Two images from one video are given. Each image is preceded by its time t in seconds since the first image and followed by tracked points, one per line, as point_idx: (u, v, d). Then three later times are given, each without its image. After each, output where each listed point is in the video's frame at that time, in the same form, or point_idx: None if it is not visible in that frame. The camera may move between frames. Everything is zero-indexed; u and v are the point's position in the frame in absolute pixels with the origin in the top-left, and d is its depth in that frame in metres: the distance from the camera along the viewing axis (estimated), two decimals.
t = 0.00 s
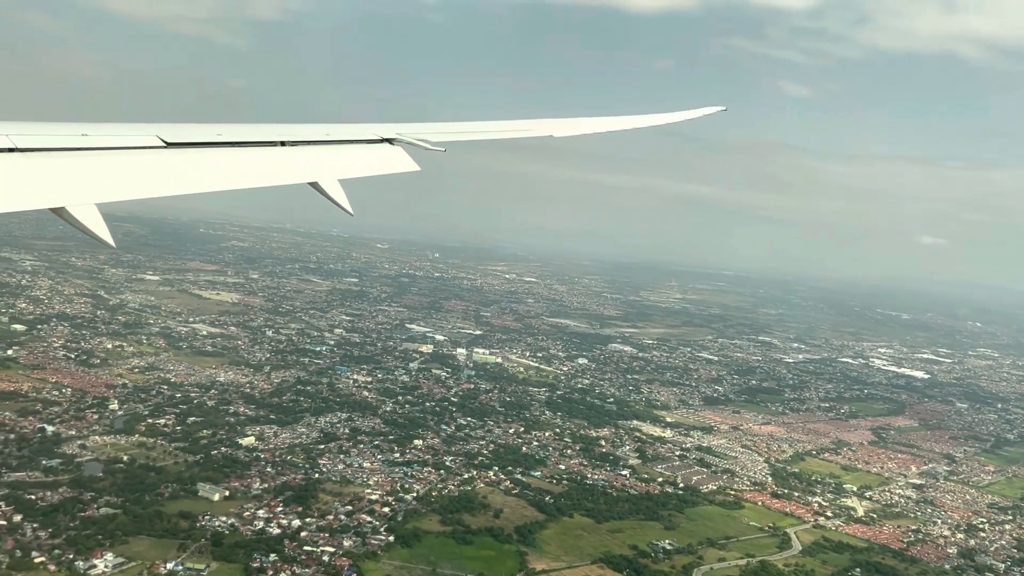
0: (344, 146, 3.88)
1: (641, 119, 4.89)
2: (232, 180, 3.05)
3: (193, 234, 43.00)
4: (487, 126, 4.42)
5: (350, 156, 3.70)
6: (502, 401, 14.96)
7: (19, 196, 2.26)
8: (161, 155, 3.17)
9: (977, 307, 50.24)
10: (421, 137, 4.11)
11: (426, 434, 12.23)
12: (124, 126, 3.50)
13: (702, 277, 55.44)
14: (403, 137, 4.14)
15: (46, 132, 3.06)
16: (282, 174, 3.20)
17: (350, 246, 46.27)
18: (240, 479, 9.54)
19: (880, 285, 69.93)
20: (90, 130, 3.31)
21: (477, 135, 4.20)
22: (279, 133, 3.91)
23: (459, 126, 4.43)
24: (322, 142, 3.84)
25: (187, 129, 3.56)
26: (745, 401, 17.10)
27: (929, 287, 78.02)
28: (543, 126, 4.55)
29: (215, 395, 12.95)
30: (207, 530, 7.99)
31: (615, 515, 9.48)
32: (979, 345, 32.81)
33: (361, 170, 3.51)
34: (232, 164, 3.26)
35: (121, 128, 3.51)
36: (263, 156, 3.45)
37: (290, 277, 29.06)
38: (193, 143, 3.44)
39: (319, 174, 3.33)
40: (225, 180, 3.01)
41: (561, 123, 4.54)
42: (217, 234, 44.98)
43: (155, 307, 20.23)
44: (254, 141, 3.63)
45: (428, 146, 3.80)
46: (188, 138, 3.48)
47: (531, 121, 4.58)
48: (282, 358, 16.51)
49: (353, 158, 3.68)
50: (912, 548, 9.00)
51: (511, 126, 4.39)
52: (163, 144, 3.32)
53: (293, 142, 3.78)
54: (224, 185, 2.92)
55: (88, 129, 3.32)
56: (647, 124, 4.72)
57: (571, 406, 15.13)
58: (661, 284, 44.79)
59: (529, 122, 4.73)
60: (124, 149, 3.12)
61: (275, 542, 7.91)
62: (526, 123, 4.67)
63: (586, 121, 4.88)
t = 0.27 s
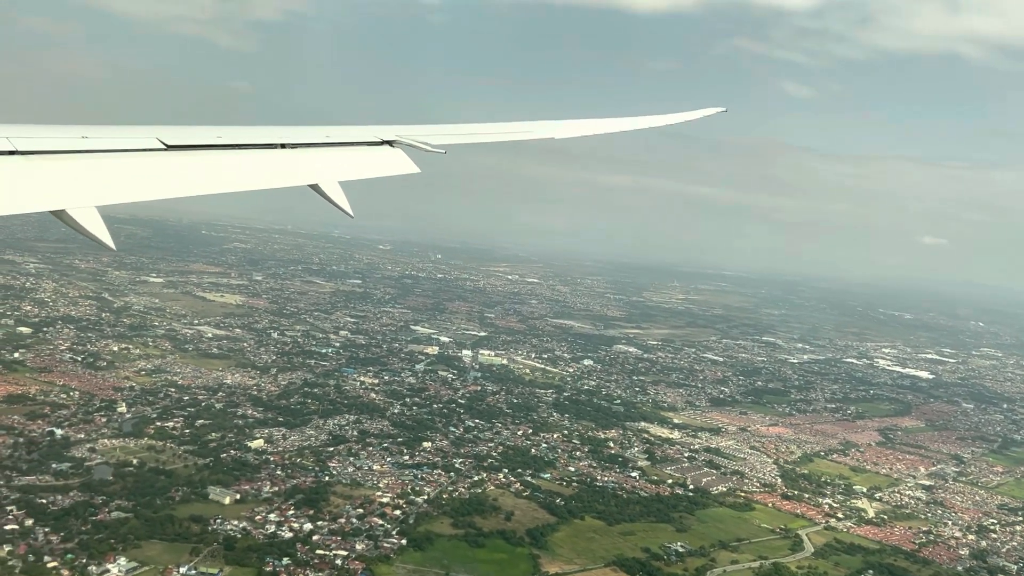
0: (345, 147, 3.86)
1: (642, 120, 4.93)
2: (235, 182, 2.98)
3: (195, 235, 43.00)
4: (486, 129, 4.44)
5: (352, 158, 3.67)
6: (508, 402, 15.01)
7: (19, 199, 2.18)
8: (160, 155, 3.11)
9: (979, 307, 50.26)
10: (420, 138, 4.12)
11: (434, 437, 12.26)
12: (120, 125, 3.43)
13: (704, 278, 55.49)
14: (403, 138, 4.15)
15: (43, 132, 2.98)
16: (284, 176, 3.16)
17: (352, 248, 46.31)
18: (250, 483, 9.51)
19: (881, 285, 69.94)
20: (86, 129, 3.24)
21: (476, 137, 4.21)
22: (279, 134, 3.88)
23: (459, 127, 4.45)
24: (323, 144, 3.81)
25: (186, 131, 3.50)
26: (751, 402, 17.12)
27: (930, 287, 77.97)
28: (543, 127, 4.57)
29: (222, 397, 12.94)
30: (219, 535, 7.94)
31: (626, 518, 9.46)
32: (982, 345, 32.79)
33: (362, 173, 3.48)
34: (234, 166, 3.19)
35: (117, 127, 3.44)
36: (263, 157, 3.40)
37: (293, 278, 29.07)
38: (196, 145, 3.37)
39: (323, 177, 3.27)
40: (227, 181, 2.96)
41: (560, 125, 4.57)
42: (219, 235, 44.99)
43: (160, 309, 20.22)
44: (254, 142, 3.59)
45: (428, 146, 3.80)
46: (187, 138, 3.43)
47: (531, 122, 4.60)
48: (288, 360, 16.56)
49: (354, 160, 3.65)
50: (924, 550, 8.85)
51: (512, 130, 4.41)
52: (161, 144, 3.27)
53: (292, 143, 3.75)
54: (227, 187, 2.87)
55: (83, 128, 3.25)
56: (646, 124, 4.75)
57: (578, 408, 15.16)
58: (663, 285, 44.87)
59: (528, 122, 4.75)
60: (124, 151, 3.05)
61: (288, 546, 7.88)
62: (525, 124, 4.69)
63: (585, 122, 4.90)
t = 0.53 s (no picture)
0: (344, 150, 3.92)
1: (641, 120, 4.99)
2: (232, 185, 3.04)
3: (196, 237, 42.92)
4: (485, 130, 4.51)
5: (349, 160, 3.72)
6: (514, 404, 15.03)
7: (21, 202, 2.25)
8: (159, 158, 3.17)
9: (980, 308, 50.30)
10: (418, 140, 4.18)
11: (441, 439, 12.27)
12: (121, 130, 3.51)
13: (705, 279, 55.47)
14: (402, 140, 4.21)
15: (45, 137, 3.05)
16: (281, 178, 3.22)
17: (353, 249, 46.27)
18: (258, 485, 9.53)
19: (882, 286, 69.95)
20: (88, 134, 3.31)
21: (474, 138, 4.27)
22: (278, 138, 3.95)
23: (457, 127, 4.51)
24: (321, 147, 3.87)
25: (186, 135, 3.58)
26: (756, 403, 17.13)
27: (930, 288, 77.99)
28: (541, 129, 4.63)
29: (228, 400, 12.94)
30: (229, 537, 7.94)
31: (635, 520, 9.45)
32: (985, 346, 32.79)
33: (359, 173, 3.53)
34: (232, 168, 3.25)
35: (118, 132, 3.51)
36: (261, 160, 3.46)
37: (295, 280, 29.04)
38: (194, 148, 3.44)
39: (320, 177, 3.32)
40: (224, 183, 3.02)
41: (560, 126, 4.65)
42: (220, 237, 44.90)
43: (163, 311, 20.19)
44: (254, 146, 3.66)
45: (425, 148, 3.87)
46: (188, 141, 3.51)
47: (529, 124, 4.66)
48: (293, 362, 16.56)
49: (351, 162, 3.71)
50: (934, 552, 8.84)
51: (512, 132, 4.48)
52: (162, 148, 3.35)
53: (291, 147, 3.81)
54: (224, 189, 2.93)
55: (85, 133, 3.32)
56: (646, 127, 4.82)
57: (583, 410, 15.17)
58: (665, 286, 44.84)
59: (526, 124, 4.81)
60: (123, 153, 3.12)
61: (298, 549, 7.88)
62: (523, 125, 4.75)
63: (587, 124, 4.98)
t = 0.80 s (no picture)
0: (344, 149, 3.87)
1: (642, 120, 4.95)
2: (232, 185, 2.99)
3: (196, 237, 42.85)
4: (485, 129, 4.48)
5: (350, 159, 3.66)
6: (519, 405, 15.02)
7: (17, 201, 2.19)
8: (157, 158, 3.12)
9: (978, 308, 50.51)
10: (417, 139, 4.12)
11: (447, 440, 12.25)
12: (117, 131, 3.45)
13: (705, 279, 55.55)
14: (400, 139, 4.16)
15: (40, 138, 2.99)
16: (281, 178, 3.16)
17: (353, 250, 46.25)
18: (265, 487, 9.49)
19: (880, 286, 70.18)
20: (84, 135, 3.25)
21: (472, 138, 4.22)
22: (277, 138, 3.90)
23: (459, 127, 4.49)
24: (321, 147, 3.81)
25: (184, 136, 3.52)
26: (760, 404, 17.14)
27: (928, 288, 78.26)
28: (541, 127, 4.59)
29: (233, 401, 12.90)
30: (239, 539, 7.92)
31: (643, 522, 9.44)
32: (984, 347, 32.89)
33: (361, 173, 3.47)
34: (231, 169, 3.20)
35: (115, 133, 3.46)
36: (261, 160, 3.41)
37: (296, 280, 29.00)
38: (192, 148, 3.38)
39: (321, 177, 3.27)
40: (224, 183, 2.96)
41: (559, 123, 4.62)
42: (220, 237, 44.83)
43: (165, 311, 20.14)
44: (253, 146, 3.60)
45: (423, 147, 3.82)
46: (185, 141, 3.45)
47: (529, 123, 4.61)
48: (296, 363, 16.53)
49: (352, 162, 3.65)
50: (943, 554, 8.84)
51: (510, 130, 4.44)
52: (159, 147, 3.29)
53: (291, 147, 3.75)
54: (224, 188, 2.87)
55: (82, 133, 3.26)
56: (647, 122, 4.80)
57: (587, 411, 15.16)
58: (666, 287, 44.88)
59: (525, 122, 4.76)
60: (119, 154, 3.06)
61: (307, 551, 7.86)
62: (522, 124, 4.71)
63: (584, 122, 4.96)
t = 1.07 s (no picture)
0: (342, 148, 3.87)
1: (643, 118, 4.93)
2: (227, 184, 3.00)
3: (196, 236, 42.75)
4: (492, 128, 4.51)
5: (347, 159, 3.66)
6: (522, 405, 15.01)
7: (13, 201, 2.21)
8: (154, 158, 3.13)
9: (977, 309, 50.62)
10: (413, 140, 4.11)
11: (452, 440, 12.23)
12: (117, 131, 3.46)
13: (704, 279, 55.58)
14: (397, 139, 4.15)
15: (37, 137, 3.01)
16: (277, 178, 3.17)
17: (353, 249, 46.19)
18: (272, 488, 9.46)
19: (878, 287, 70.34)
20: (81, 134, 3.27)
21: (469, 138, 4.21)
22: (273, 137, 3.90)
23: (463, 127, 4.51)
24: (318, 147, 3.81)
25: (181, 137, 3.53)
26: (763, 405, 17.14)
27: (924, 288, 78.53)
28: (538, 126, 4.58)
29: (237, 401, 12.87)
30: (247, 540, 7.89)
31: (650, 523, 9.43)
32: (984, 348, 32.95)
33: (357, 172, 3.47)
34: (227, 168, 3.22)
35: (113, 132, 3.47)
36: (257, 158, 3.42)
37: (297, 280, 28.95)
38: (188, 148, 3.39)
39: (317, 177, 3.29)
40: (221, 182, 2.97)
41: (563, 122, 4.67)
42: (219, 236, 44.74)
43: (167, 310, 20.09)
44: (249, 146, 3.61)
45: (420, 147, 3.81)
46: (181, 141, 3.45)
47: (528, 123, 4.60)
48: (299, 362, 16.51)
49: (351, 161, 3.65)
50: (950, 556, 8.84)
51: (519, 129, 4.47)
52: (155, 147, 3.31)
53: (288, 147, 3.75)
54: (220, 188, 2.89)
55: (80, 133, 3.28)
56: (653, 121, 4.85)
57: (591, 411, 15.16)
58: (666, 287, 44.91)
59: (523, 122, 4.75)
60: (116, 153, 3.08)
61: (315, 552, 7.84)
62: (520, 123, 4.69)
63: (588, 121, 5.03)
